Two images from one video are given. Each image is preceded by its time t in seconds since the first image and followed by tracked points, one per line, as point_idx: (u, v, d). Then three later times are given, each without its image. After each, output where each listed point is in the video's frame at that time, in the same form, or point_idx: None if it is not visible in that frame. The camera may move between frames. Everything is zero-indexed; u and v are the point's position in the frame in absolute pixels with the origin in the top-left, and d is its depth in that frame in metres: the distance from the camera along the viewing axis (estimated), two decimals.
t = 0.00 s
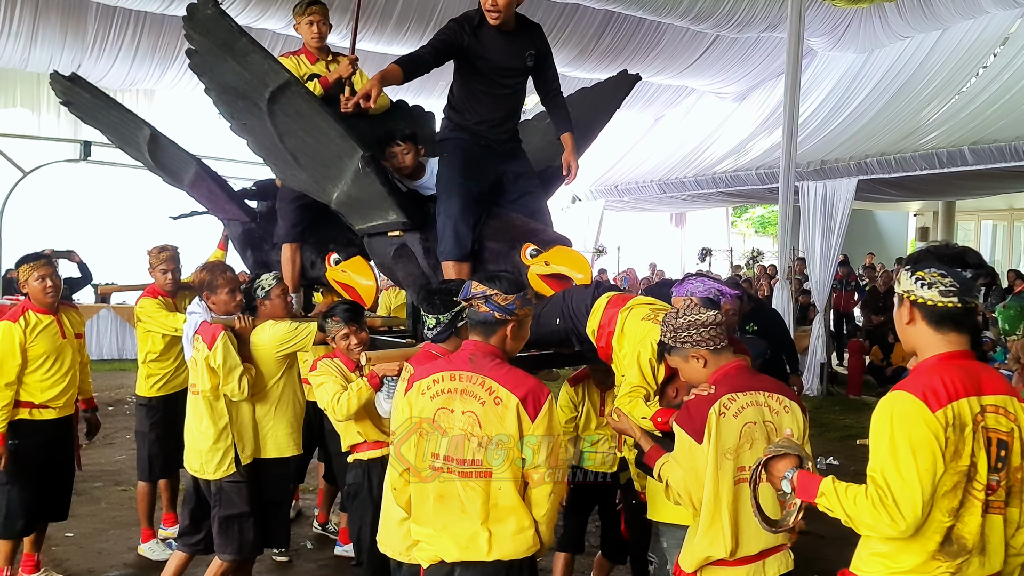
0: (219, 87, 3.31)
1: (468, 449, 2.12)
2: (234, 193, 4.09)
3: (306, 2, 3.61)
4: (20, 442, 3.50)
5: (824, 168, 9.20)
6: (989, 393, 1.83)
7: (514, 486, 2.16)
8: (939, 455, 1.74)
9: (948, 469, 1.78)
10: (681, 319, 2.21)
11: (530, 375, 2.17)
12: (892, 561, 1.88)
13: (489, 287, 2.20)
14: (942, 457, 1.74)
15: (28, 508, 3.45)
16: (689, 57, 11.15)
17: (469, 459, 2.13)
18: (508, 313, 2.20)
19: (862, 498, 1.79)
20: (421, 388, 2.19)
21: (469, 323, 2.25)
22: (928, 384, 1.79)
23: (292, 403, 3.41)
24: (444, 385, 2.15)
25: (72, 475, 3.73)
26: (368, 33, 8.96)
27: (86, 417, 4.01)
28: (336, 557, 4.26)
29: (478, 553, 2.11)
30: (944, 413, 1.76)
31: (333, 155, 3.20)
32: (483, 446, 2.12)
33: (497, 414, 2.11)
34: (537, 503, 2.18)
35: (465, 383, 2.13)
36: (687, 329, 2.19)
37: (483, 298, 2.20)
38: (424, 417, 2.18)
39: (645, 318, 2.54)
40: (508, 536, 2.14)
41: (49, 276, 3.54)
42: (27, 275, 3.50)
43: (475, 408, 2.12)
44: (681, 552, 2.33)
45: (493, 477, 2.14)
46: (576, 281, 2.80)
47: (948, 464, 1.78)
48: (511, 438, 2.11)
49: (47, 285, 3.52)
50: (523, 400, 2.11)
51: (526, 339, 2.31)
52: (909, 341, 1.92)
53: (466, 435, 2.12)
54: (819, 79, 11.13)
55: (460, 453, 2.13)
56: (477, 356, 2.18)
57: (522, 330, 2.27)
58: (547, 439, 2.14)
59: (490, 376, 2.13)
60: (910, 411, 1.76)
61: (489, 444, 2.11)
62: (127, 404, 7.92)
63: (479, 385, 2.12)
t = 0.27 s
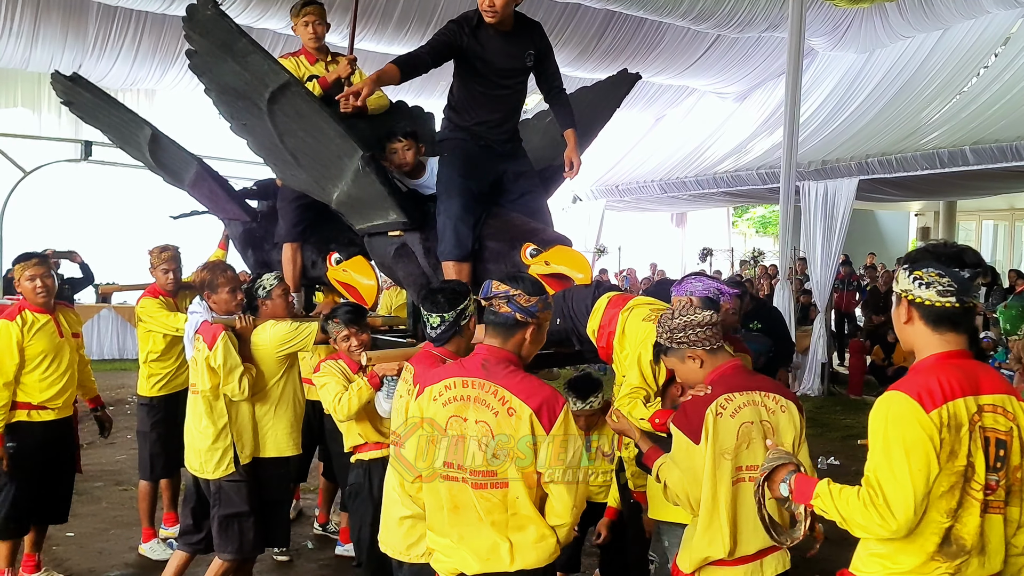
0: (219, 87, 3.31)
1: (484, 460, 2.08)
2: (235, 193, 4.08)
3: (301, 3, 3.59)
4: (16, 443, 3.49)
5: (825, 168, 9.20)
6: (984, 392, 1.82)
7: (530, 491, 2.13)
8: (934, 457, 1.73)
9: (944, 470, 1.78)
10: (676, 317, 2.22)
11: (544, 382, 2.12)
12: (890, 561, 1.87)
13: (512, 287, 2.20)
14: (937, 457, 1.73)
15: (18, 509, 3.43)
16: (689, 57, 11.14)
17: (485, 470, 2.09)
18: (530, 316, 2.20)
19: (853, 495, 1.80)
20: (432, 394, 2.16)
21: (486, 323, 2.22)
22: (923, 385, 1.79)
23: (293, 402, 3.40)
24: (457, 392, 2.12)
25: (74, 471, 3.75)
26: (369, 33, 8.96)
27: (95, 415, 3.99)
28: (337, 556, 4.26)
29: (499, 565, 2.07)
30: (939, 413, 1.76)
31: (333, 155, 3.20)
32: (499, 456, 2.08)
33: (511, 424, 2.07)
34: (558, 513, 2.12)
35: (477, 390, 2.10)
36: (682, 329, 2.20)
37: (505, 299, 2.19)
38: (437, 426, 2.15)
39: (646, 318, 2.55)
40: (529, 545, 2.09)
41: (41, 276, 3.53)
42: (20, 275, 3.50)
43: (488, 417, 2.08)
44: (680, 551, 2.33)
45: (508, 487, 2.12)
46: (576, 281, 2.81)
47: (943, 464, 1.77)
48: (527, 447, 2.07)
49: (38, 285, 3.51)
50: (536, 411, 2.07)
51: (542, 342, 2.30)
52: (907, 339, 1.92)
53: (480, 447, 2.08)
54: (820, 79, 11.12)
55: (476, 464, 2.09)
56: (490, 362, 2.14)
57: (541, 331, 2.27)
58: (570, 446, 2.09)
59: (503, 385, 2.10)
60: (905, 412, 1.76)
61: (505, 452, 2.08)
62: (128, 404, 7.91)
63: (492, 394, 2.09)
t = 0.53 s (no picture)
0: (219, 88, 3.31)
1: (503, 466, 2.07)
2: (236, 193, 4.08)
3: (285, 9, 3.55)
4: (12, 443, 3.52)
5: (826, 168, 9.20)
6: (983, 393, 1.82)
7: (547, 498, 2.11)
8: (930, 458, 1.73)
9: (943, 471, 1.78)
10: (673, 317, 2.23)
11: (563, 388, 2.12)
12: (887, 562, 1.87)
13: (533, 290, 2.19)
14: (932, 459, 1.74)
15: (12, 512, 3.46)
16: (690, 57, 11.15)
17: (504, 476, 2.08)
18: (549, 317, 2.19)
19: (845, 505, 1.81)
20: (447, 397, 2.14)
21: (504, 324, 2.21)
22: (921, 384, 1.79)
23: (293, 402, 3.40)
24: (474, 395, 2.11)
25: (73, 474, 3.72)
26: (370, 33, 8.96)
27: (87, 424, 3.98)
28: (338, 557, 4.25)
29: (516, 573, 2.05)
30: (935, 412, 1.76)
31: (333, 156, 3.20)
32: (517, 462, 2.07)
33: (531, 428, 2.05)
34: (578, 522, 2.08)
35: (496, 395, 2.09)
36: (681, 329, 2.20)
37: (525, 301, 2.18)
38: (451, 429, 2.13)
39: (647, 318, 2.56)
40: (545, 552, 2.07)
41: (36, 278, 3.52)
42: (15, 276, 3.49)
43: (508, 422, 2.06)
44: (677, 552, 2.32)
45: (527, 494, 2.11)
46: (576, 281, 2.82)
47: (940, 465, 1.77)
48: (547, 453, 2.06)
49: (32, 288, 3.50)
50: (558, 416, 2.06)
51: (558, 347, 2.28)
52: (906, 338, 1.91)
53: (500, 452, 2.06)
54: (820, 79, 11.12)
55: (495, 469, 2.07)
56: (508, 366, 2.12)
57: (559, 332, 2.26)
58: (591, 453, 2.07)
59: (523, 390, 2.08)
60: (896, 416, 1.76)
61: (522, 457, 2.06)
62: (129, 404, 7.91)
63: (513, 399, 2.07)
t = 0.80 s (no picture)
0: (222, 89, 3.32)
1: (513, 467, 2.07)
2: (239, 193, 4.08)
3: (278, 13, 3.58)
4: (12, 444, 3.50)
5: (827, 168, 9.19)
6: (978, 392, 1.82)
7: (556, 499, 2.12)
8: (925, 461, 1.74)
9: (938, 473, 1.79)
10: (688, 316, 2.21)
11: (574, 389, 2.13)
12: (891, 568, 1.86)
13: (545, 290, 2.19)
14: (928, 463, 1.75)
15: (11, 505, 3.47)
16: (692, 57, 11.15)
17: (515, 476, 2.08)
18: (560, 317, 2.18)
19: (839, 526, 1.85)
20: (455, 396, 2.12)
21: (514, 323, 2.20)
22: (915, 386, 1.79)
23: (296, 402, 3.40)
24: (484, 395, 2.09)
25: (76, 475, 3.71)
26: (372, 33, 8.97)
27: (82, 429, 4.01)
28: (340, 556, 4.26)
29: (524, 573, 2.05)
30: (929, 415, 1.76)
31: (336, 156, 3.20)
32: (528, 463, 2.07)
33: (543, 428, 2.06)
34: (588, 524, 2.08)
35: (505, 394, 2.08)
36: (696, 330, 2.19)
37: (536, 300, 2.19)
38: (459, 429, 2.11)
39: (648, 319, 2.59)
40: (553, 554, 2.07)
41: (40, 278, 3.54)
42: (20, 276, 3.51)
43: (519, 422, 2.07)
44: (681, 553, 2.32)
45: (535, 495, 2.11)
46: (578, 282, 2.84)
47: (935, 466, 1.78)
48: (557, 454, 2.06)
49: (36, 288, 3.52)
50: (570, 417, 2.07)
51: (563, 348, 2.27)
52: (904, 334, 1.91)
53: (511, 452, 2.06)
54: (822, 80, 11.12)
55: (505, 469, 2.08)
56: (519, 366, 2.12)
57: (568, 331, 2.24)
58: (602, 452, 2.08)
59: (534, 390, 2.09)
60: (895, 419, 1.77)
61: (532, 456, 2.06)
62: (130, 404, 7.91)
63: (523, 399, 2.08)
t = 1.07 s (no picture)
0: (224, 89, 3.32)
1: (513, 466, 2.08)
2: (240, 194, 4.08)
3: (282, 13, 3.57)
4: (20, 443, 3.51)
5: (829, 168, 9.19)
6: (969, 392, 1.82)
7: (557, 499, 2.12)
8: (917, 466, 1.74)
9: (929, 477, 1.79)
10: (696, 317, 2.21)
11: (575, 390, 2.13)
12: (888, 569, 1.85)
13: (548, 289, 2.21)
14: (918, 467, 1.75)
15: (21, 510, 3.49)
16: (693, 57, 11.15)
17: (515, 476, 2.09)
18: (564, 317, 2.21)
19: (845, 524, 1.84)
20: (457, 395, 2.13)
21: (518, 320, 2.21)
22: (901, 392, 1.78)
23: (298, 402, 3.40)
24: (485, 394, 2.10)
25: (76, 475, 3.73)
26: (373, 33, 8.97)
27: (91, 426, 4.01)
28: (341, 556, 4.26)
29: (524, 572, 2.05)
30: (918, 421, 1.75)
31: (338, 156, 3.21)
32: (529, 462, 2.08)
33: (544, 428, 2.07)
34: (587, 523, 2.07)
35: (507, 393, 2.09)
36: (703, 330, 2.19)
37: (541, 299, 2.19)
38: (460, 428, 2.12)
39: (647, 321, 2.60)
40: (552, 553, 2.06)
41: (49, 277, 3.53)
42: (27, 275, 3.51)
43: (520, 421, 2.07)
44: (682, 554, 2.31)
45: (536, 494, 2.11)
46: (579, 281, 2.83)
47: (927, 471, 1.79)
48: (557, 452, 2.07)
49: (44, 287, 3.52)
50: (570, 416, 2.08)
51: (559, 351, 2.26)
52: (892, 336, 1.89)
53: (511, 452, 2.07)
54: (823, 80, 11.10)
55: (505, 468, 2.09)
56: (520, 366, 2.12)
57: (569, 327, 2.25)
58: (602, 452, 2.08)
59: (536, 389, 2.09)
60: (881, 425, 1.76)
61: (533, 455, 2.07)
62: (132, 404, 7.92)
63: (525, 398, 2.08)
